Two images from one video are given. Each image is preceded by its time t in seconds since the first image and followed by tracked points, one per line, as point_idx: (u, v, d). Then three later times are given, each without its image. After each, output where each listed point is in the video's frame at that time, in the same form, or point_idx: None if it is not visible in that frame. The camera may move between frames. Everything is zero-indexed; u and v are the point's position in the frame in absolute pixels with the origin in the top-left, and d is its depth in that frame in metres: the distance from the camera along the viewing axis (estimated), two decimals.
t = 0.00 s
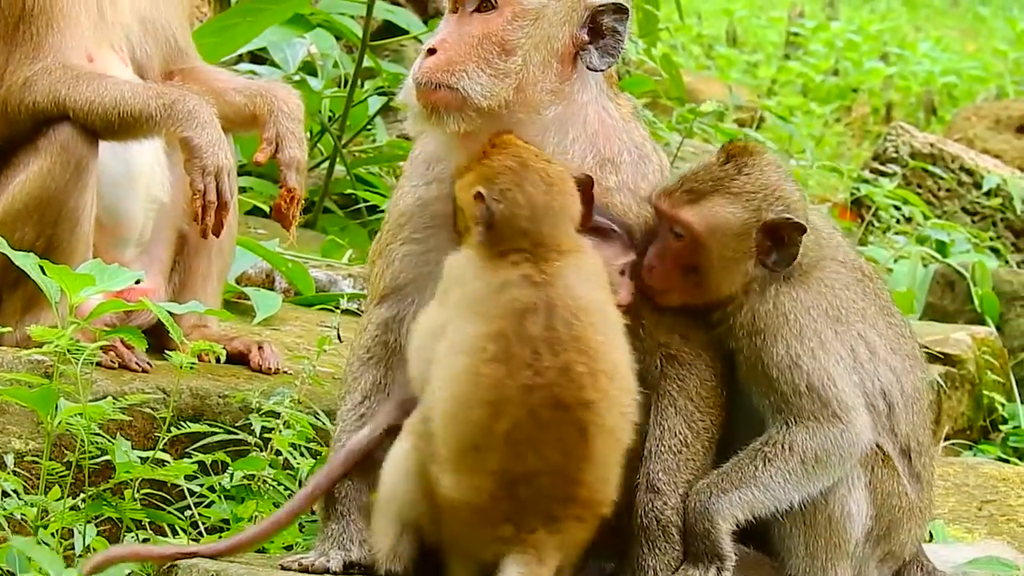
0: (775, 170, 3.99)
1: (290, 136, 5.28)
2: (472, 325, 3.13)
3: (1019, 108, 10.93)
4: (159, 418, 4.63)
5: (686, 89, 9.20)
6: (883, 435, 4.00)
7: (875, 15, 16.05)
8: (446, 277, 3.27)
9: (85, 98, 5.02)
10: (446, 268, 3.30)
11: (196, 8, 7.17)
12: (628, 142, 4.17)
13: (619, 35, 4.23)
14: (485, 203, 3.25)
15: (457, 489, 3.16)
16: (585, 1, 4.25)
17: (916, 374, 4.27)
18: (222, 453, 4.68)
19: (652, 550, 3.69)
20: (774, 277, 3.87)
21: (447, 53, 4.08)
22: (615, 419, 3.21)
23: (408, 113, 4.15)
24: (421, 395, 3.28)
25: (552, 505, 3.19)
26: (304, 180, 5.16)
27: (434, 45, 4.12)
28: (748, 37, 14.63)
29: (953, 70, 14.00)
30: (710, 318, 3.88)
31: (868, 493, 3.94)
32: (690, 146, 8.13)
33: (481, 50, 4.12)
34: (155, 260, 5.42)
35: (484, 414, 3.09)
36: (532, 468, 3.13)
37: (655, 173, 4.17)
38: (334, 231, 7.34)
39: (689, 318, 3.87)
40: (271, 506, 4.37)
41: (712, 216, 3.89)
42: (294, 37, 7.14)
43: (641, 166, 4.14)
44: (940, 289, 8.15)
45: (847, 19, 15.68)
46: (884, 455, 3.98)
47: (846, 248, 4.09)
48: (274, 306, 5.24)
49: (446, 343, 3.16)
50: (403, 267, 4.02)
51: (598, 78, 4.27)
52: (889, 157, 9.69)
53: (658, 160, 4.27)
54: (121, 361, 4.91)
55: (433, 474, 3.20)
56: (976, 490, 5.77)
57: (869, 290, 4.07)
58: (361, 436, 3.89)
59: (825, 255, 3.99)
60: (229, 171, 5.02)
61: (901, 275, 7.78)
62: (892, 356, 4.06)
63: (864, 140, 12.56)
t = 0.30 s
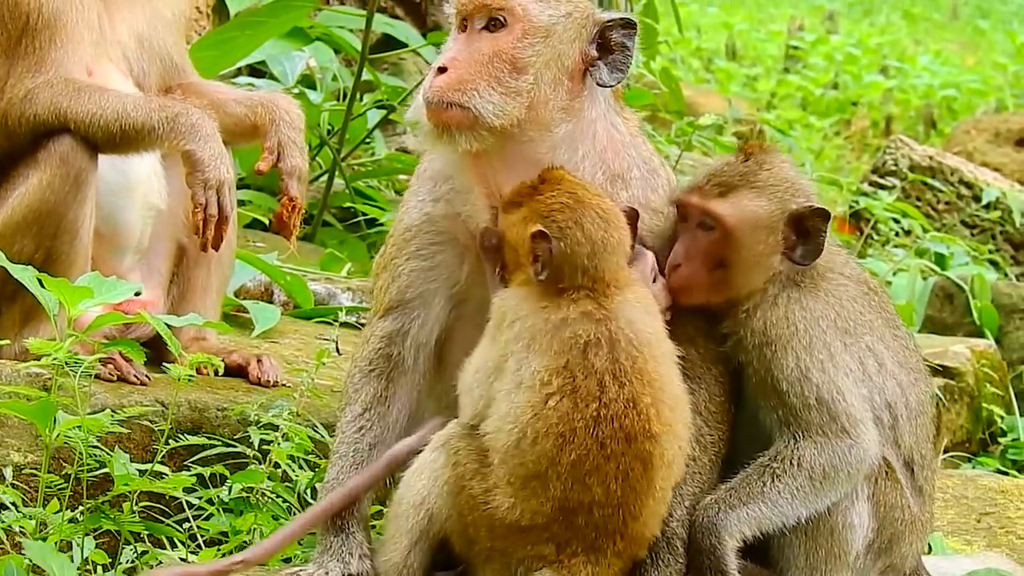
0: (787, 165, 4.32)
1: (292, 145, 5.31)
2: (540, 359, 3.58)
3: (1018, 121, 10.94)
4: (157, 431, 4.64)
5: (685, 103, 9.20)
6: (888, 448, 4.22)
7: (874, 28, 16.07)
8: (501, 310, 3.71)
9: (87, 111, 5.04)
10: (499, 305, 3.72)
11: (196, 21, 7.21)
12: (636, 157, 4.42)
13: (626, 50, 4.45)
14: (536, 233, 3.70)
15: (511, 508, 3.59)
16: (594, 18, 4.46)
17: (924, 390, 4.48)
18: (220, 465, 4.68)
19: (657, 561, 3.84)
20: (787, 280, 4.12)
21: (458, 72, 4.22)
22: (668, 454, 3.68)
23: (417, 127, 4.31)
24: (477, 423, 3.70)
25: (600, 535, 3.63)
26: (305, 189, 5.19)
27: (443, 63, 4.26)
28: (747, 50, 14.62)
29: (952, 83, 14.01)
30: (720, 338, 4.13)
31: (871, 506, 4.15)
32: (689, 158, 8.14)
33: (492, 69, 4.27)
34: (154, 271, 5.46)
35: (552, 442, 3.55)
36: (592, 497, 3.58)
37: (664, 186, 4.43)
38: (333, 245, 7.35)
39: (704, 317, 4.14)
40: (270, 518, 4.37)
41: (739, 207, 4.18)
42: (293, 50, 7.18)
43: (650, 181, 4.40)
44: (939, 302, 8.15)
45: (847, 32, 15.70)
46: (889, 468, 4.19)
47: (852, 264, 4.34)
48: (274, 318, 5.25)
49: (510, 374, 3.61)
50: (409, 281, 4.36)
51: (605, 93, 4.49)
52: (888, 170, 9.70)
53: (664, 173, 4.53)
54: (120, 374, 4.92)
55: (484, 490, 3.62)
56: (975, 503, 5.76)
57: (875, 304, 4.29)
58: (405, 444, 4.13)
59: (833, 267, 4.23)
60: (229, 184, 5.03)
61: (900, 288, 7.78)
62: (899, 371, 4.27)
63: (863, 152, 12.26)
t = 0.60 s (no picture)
0: (796, 161, 4.54)
1: (293, 154, 5.32)
2: (549, 370, 3.66)
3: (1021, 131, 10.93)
4: (160, 442, 4.64)
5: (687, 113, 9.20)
6: (888, 455, 4.40)
7: (876, 39, 16.07)
8: (510, 326, 3.81)
9: (90, 122, 5.05)
10: (507, 320, 3.84)
11: (198, 32, 7.24)
12: (646, 166, 4.44)
13: (638, 60, 4.44)
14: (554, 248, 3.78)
15: (512, 517, 3.65)
16: (605, 30, 4.45)
17: (924, 400, 4.65)
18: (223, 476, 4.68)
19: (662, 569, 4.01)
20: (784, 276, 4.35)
21: (473, 88, 4.24)
22: (673, 464, 3.70)
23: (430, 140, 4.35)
24: (486, 435, 3.79)
25: (603, 546, 3.65)
26: (306, 198, 5.20)
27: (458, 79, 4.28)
28: (750, 60, 14.61)
29: (955, 94, 14.01)
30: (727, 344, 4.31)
31: (869, 514, 4.33)
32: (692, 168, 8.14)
33: (507, 84, 4.28)
34: (156, 281, 5.47)
35: (557, 451, 3.60)
36: (594, 506, 3.61)
37: (672, 193, 4.47)
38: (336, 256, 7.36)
39: (708, 313, 4.35)
40: (273, 529, 4.36)
41: (750, 201, 4.37)
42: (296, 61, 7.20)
43: (659, 190, 4.43)
44: (943, 312, 8.16)
45: (849, 43, 15.70)
46: (888, 476, 4.37)
47: (855, 272, 4.54)
48: (276, 329, 5.26)
49: (517, 387, 3.69)
50: (419, 291, 4.35)
51: (616, 103, 4.49)
52: (891, 180, 9.70)
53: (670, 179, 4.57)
54: (123, 385, 4.92)
55: (487, 499, 3.69)
56: (979, 512, 5.75)
57: (874, 310, 4.49)
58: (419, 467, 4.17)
59: (835, 269, 4.45)
60: (232, 194, 5.06)
61: (903, 298, 7.77)
62: (898, 378, 4.45)
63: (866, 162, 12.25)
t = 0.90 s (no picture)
0: (802, 166, 4.54)
1: (293, 162, 5.36)
2: (547, 378, 3.66)
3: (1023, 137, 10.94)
4: (161, 449, 4.65)
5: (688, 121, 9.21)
6: (890, 462, 4.40)
7: (878, 46, 16.08)
8: (503, 335, 3.82)
9: (91, 129, 5.06)
10: (500, 329, 3.84)
11: (200, 40, 7.27)
12: (646, 173, 4.45)
13: (639, 68, 4.45)
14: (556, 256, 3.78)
15: (513, 524, 3.65)
16: (608, 37, 4.48)
17: (928, 406, 4.64)
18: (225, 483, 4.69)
19: None
20: (796, 283, 4.36)
21: (480, 98, 4.25)
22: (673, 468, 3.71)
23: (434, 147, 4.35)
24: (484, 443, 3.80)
25: (605, 552, 3.64)
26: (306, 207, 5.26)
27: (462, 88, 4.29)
28: (752, 68, 14.62)
29: (957, 100, 14.01)
30: (727, 349, 4.32)
31: (869, 520, 4.33)
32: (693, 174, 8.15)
33: (515, 93, 4.30)
34: (158, 289, 5.48)
35: (558, 457, 3.60)
36: (596, 512, 3.61)
37: (670, 200, 4.48)
38: (338, 263, 7.37)
39: (710, 317, 4.36)
40: (274, 535, 4.36)
41: (753, 207, 4.39)
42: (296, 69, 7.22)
43: (658, 197, 4.44)
44: (945, 319, 8.15)
45: (851, 49, 15.70)
46: (889, 483, 4.37)
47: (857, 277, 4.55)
48: (277, 336, 5.27)
49: (514, 396, 3.69)
50: (417, 298, 4.35)
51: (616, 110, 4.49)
52: (893, 187, 9.70)
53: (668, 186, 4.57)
54: (124, 392, 4.92)
55: (488, 505, 3.69)
56: (981, 518, 5.74)
57: (879, 316, 4.50)
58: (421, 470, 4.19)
59: (841, 275, 4.46)
60: (233, 202, 5.11)
61: (905, 305, 7.76)
62: (902, 384, 4.45)
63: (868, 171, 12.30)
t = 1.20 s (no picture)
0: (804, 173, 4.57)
1: (294, 164, 5.37)
2: (547, 383, 3.66)
3: None
4: (163, 451, 4.65)
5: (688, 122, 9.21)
6: (893, 459, 4.40)
7: (878, 47, 16.08)
8: (504, 341, 3.83)
9: (93, 131, 5.07)
10: (501, 336, 3.85)
11: (201, 42, 7.28)
12: (648, 174, 4.44)
13: (644, 71, 4.45)
14: (558, 258, 3.80)
15: (514, 526, 3.65)
16: (614, 40, 4.46)
17: (928, 403, 4.65)
18: (225, 485, 4.69)
19: None
20: (797, 281, 4.39)
21: (495, 104, 4.20)
22: (674, 469, 3.71)
23: (442, 153, 4.31)
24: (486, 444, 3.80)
25: (607, 554, 3.65)
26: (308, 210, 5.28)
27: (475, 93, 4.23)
28: (754, 69, 14.62)
29: (959, 101, 14.01)
30: (729, 351, 4.33)
31: (872, 519, 4.33)
32: (694, 175, 8.15)
33: (529, 99, 4.26)
34: (159, 290, 5.49)
35: (559, 462, 3.60)
36: (598, 515, 3.61)
37: (673, 203, 4.47)
38: (339, 264, 7.38)
39: (711, 319, 4.36)
40: (276, 537, 4.36)
41: (779, 210, 4.40)
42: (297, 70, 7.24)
43: (660, 199, 4.43)
44: (945, 320, 8.14)
45: (852, 50, 15.71)
46: (892, 481, 4.37)
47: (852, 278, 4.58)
48: (279, 337, 5.27)
49: (515, 401, 3.70)
50: (416, 300, 4.36)
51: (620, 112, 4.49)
52: (893, 187, 9.69)
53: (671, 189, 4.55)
54: (126, 393, 4.93)
55: (490, 507, 3.69)
56: (982, 519, 5.74)
57: (874, 313, 4.52)
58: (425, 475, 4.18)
59: (835, 274, 4.52)
60: (235, 203, 5.12)
61: (906, 305, 7.76)
62: (901, 381, 4.46)
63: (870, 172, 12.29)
